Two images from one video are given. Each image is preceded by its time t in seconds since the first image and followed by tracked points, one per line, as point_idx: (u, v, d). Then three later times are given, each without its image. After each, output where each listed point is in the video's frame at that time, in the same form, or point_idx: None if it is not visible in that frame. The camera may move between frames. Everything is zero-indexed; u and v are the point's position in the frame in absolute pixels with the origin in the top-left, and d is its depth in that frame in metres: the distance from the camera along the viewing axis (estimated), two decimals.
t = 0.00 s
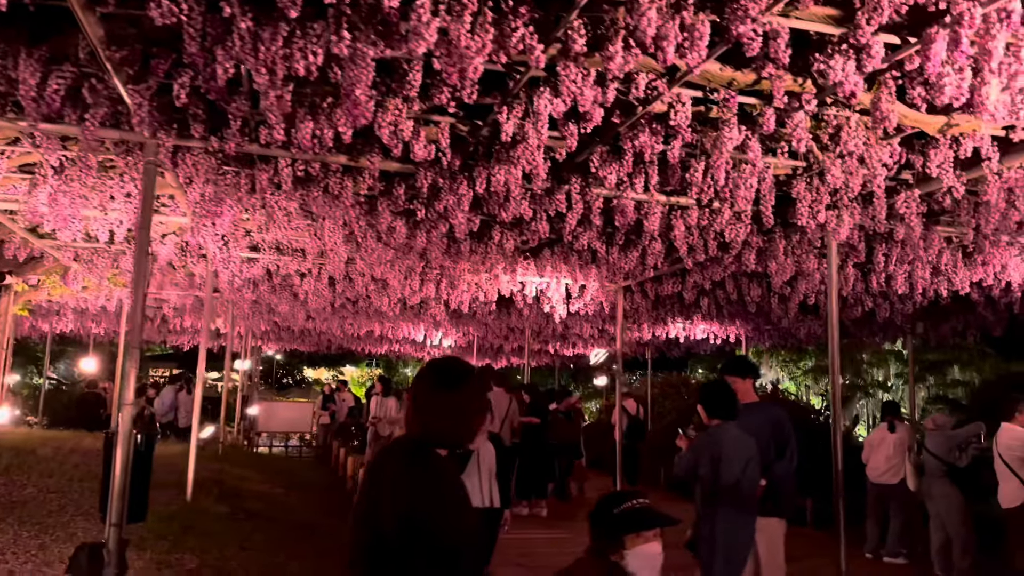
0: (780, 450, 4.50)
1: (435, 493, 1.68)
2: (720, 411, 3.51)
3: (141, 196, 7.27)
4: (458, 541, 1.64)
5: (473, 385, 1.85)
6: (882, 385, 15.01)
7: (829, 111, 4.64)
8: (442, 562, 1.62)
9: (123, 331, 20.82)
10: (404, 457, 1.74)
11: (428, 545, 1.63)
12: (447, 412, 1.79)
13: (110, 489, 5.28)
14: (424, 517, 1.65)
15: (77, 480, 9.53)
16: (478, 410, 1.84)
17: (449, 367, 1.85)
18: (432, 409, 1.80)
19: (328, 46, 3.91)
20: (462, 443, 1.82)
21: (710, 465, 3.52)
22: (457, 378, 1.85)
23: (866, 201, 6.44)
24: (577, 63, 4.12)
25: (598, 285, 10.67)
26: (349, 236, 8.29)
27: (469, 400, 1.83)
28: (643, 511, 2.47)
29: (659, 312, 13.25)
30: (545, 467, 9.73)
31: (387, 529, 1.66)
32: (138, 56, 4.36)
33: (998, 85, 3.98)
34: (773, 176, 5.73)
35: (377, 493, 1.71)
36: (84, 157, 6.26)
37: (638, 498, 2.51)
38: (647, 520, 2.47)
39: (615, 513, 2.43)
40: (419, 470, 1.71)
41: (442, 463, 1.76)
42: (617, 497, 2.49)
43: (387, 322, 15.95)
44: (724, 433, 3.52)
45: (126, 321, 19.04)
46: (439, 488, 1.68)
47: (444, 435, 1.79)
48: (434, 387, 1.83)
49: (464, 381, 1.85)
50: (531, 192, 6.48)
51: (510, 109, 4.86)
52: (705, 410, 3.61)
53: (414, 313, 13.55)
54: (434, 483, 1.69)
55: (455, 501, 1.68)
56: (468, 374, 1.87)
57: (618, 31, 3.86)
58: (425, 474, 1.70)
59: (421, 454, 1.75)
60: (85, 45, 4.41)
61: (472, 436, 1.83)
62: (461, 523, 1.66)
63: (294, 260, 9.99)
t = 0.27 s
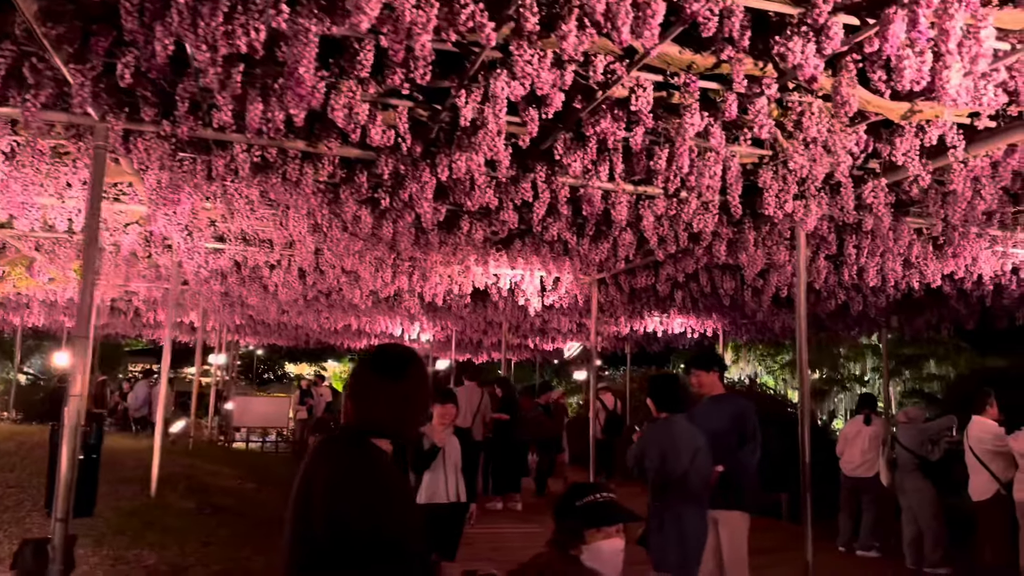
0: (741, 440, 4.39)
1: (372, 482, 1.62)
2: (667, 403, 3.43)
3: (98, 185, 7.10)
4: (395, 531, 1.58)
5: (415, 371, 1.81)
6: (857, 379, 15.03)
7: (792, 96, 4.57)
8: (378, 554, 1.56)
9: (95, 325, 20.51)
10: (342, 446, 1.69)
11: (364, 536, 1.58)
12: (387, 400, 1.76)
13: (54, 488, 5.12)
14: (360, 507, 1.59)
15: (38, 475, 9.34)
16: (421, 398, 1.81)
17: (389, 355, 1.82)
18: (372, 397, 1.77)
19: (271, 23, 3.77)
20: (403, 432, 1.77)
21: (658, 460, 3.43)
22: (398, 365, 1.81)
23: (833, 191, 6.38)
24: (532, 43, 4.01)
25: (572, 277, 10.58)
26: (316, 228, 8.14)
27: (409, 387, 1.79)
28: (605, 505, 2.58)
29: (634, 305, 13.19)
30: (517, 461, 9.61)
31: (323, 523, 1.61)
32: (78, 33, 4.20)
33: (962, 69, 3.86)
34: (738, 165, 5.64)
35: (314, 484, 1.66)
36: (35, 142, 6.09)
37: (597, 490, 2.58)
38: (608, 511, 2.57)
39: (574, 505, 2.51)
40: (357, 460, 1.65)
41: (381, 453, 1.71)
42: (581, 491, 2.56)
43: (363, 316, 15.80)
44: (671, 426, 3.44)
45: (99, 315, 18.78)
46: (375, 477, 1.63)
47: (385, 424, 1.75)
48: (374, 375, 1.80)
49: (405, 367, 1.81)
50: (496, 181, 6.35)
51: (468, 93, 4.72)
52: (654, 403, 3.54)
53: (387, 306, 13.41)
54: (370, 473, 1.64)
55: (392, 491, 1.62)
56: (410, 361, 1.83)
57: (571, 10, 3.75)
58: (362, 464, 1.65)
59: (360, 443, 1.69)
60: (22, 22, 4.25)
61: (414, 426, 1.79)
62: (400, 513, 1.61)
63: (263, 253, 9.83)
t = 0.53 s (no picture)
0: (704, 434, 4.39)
1: (302, 478, 1.64)
2: (614, 394, 3.55)
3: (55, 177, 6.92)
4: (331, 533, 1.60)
5: (357, 364, 1.79)
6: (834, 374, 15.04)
7: (755, 84, 4.49)
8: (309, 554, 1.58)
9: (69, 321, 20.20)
10: (280, 444, 1.70)
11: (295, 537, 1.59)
12: (329, 397, 1.74)
13: None
14: (306, 514, 1.59)
15: None
16: (366, 391, 1.79)
17: (331, 347, 1.79)
18: (313, 393, 1.75)
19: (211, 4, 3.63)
20: (348, 427, 1.76)
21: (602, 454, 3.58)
22: (340, 360, 1.78)
23: (803, 183, 6.31)
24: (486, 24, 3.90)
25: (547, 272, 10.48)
26: (283, 222, 7.99)
27: (351, 381, 1.77)
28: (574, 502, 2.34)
29: (611, 300, 13.12)
30: (491, 457, 9.51)
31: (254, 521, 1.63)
32: (15, 13, 4.05)
33: (924, 56, 3.77)
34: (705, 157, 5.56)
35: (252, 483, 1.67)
36: None
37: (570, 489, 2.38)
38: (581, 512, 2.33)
39: (535, 504, 2.29)
40: (289, 457, 1.66)
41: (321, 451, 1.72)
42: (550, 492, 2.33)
43: (339, 312, 15.65)
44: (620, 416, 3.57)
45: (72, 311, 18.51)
46: (315, 482, 1.63)
47: (324, 420, 1.74)
48: (317, 371, 1.77)
49: (347, 360, 1.79)
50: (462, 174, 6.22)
51: (428, 79, 4.59)
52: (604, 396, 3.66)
53: (362, 301, 13.25)
54: (309, 478, 1.63)
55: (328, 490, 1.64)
56: (352, 352, 1.81)
57: None
58: (299, 462, 1.66)
59: (298, 442, 1.70)
60: None
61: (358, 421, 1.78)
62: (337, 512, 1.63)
63: (232, 247, 9.66)
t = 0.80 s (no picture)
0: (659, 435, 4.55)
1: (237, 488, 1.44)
2: (557, 392, 3.65)
3: None
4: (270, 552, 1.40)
5: (305, 363, 1.60)
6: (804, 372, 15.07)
7: (711, 77, 4.39)
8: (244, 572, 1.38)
9: (33, 318, 19.80)
10: (210, 448, 1.50)
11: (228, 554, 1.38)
12: (274, 397, 1.55)
13: None
14: (243, 532, 1.40)
15: None
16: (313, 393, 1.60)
17: (272, 343, 1.60)
18: (250, 392, 1.55)
19: None
20: (289, 431, 1.57)
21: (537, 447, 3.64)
22: (283, 358, 1.59)
23: (764, 179, 6.24)
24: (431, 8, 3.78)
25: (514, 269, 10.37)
26: (240, 218, 7.80)
27: (297, 382, 1.58)
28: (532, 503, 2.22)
29: (581, 298, 13.04)
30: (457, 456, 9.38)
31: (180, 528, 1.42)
32: None
33: (877, 49, 3.74)
34: (664, 152, 5.46)
35: (178, 492, 1.46)
36: None
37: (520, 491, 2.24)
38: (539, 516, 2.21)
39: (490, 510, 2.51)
40: (222, 462, 1.47)
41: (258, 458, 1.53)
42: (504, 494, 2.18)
43: (308, 309, 15.44)
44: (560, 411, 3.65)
45: (35, 308, 18.12)
46: (256, 497, 1.43)
47: (266, 422, 1.54)
48: (257, 367, 1.58)
49: (295, 356, 1.60)
50: (419, 169, 6.08)
51: (376, 69, 4.44)
52: (545, 393, 3.73)
53: (329, 299, 13.06)
54: (248, 491, 1.44)
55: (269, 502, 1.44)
56: (300, 351, 1.62)
57: None
58: (235, 467, 1.47)
59: (233, 446, 1.50)
60: None
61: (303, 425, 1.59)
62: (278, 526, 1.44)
63: (191, 242, 9.46)
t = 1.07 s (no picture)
0: (624, 434, 4.63)
1: (180, 485, 1.39)
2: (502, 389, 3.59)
3: None
4: (211, 555, 1.36)
5: (257, 357, 1.53)
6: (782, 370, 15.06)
7: (670, 66, 4.28)
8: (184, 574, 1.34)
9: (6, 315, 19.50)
10: (157, 443, 1.45)
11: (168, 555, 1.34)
12: (223, 394, 1.48)
13: None
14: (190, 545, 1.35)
15: None
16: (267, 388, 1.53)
17: (224, 337, 1.53)
18: (199, 390, 1.48)
19: None
20: (240, 427, 1.49)
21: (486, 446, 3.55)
22: (233, 351, 1.52)
23: (732, 173, 6.16)
24: None
25: (488, 266, 10.24)
26: (203, 212, 7.63)
27: (249, 376, 1.50)
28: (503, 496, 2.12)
29: (558, 295, 12.95)
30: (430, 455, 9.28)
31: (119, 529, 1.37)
32: None
33: (836, 38, 3.66)
34: (629, 145, 5.37)
35: (122, 488, 1.42)
36: None
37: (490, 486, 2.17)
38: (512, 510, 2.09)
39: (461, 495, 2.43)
40: (168, 458, 1.42)
41: (205, 455, 1.46)
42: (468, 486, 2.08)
43: (283, 307, 15.25)
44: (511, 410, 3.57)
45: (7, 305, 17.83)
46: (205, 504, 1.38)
47: (213, 419, 1.47)
48: (207, 360, 1.51)
49: (247, 350, 1.52)
50: (382, 162, 5.97)
51: (329, 55, 4.29)
52: (491, 392, 3.66)
53: (303, 295, 12.89)
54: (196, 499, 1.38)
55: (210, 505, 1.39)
56: (252, 345, 1.55)
57: None
58: (177, 468, 1.41)
59: (180, 442, 1.45)
60: None
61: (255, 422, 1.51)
62: (225, 528, 1.39)
63: (157, 237, 9.28)
